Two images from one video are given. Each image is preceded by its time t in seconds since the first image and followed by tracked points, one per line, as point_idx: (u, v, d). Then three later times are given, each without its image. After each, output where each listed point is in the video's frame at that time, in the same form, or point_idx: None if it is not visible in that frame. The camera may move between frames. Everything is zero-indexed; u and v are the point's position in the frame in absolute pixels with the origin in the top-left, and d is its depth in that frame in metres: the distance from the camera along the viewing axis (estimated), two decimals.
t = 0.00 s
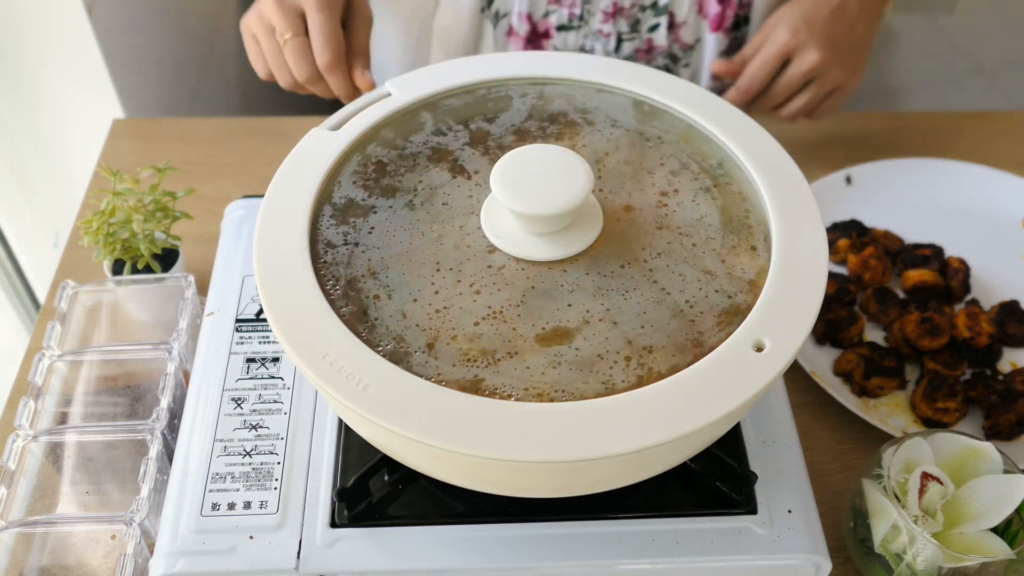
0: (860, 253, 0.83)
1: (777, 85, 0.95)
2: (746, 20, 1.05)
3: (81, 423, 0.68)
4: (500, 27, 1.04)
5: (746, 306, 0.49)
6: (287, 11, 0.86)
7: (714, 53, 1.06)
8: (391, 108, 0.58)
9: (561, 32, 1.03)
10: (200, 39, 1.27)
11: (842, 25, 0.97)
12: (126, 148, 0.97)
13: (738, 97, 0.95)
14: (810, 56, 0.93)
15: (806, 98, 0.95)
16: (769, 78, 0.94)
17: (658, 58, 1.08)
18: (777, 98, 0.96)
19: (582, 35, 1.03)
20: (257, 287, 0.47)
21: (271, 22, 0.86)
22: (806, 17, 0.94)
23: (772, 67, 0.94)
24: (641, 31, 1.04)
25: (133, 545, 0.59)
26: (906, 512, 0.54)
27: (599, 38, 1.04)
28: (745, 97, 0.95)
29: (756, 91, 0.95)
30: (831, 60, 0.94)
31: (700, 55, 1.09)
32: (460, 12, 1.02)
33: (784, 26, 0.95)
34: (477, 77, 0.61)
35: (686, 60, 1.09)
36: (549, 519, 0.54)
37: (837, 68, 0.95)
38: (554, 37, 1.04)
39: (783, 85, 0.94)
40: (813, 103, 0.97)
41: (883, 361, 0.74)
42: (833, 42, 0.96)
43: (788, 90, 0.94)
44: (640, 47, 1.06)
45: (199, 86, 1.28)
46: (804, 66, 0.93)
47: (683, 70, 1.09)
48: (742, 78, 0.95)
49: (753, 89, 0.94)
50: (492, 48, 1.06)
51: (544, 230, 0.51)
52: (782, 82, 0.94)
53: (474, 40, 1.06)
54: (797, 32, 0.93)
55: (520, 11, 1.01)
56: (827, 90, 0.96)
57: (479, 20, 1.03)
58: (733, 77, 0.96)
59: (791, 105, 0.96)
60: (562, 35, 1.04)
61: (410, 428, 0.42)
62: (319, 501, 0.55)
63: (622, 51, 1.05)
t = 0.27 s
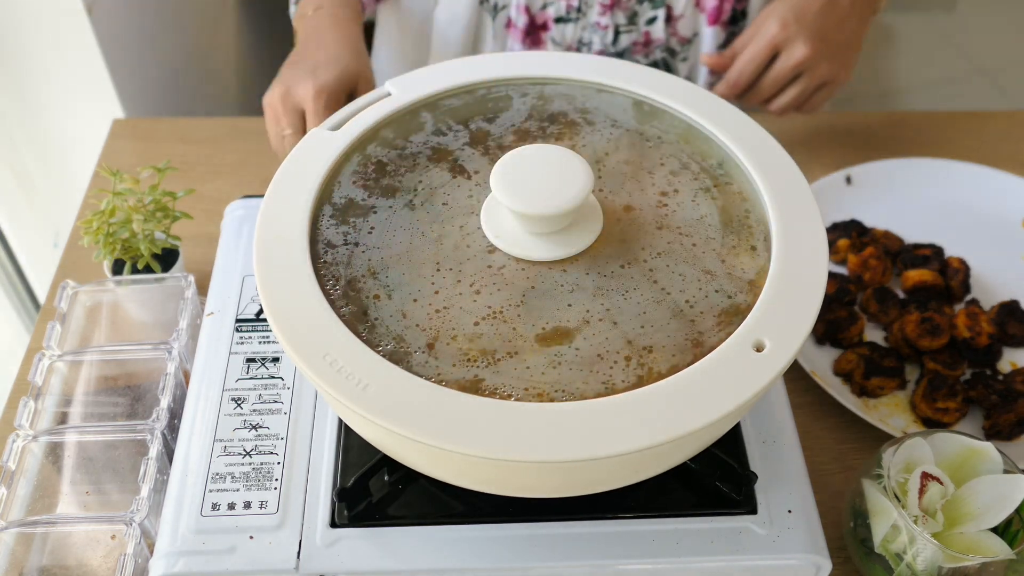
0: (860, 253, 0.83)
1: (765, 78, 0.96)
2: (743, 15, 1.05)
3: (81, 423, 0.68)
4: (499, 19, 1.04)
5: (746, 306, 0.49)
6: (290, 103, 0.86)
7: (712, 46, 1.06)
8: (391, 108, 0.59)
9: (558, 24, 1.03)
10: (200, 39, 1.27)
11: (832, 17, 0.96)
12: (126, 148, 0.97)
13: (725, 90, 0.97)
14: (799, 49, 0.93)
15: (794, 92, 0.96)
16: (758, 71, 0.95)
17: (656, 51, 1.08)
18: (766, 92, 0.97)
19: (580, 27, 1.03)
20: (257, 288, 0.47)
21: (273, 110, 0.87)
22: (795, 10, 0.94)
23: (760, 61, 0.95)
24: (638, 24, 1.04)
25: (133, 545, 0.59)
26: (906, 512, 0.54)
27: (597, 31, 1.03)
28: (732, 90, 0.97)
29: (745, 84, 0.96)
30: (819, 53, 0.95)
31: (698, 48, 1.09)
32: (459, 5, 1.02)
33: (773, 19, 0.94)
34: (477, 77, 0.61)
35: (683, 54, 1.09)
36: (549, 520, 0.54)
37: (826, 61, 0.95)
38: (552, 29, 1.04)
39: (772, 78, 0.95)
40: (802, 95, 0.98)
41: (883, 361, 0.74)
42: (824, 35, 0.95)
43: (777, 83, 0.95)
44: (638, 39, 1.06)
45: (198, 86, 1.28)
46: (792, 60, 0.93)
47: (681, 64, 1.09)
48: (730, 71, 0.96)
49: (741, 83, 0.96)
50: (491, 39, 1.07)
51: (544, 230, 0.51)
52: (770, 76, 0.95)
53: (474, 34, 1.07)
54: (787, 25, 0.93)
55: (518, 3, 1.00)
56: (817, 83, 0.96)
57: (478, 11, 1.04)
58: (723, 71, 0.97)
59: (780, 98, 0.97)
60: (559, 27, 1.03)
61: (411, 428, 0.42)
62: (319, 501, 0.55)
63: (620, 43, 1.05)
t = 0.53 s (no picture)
0: (860, 253, 0.83)
1: (766, 74, 0.96)
2: (744, 11, 1.05)
3: (81, 423, 0.68)
4: (500, 14, 1.04)
5: (746, 306, 0.49)
6: (277, 112, 0.86)
7: (712, 42, 1.06)
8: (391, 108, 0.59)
9: (559, 20, 1.03)
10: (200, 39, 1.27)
11: (831, 11, 0.97)
12: (126, 148, 0.97)
13: (726, 85, 0.96)
14: (799, 45, 0.93)
15: (794, 87, 0.97)
16: (758, 66, 0.95)
17: (656, 47, 1.08)
18: (766, 87, 0.97)
19: (580, 23, 1.03)
20: (257, 287, 0.47)
21: (259, 114, 0.87)
22: (795, 4, 0.94)
23: (760, 56, 0.95)
24: (638, 20, 1.04)
25: (133, 545, 0.59)
26: (906, 512, 0.54)
27: (597, 27, 1.03)
28: (733, 86, 0.96)
29: (745, 79, 0.96)
30: (819, 48, 0.95)
31: (699, 45, 1.09)
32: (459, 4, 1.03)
33: (772, 14, 0.95)
34: (477, 77, 0.61)
35: (684, 51, 1.09)
36: (550, 519, 0.54)
37: (825, 56, 0.96)
38: (552, 25, 1.04)
39: (772, 73, 0.96)
40: (802, 90, 0.98)
41: (883, 361, 0.74)
42: (823, 29, 0.96)
43: (776, 78, 0.96)
44: (638, 36, 1.06)
45: (198, 86, 1.28)
46: (792, 56, 0.93)
47: (681, 60, 1.09)
48: (731, 66, 0.96)
49: (741, 78, 0.96)
50: (492, 35, 1.07)
51: (544, 230, 0.51)
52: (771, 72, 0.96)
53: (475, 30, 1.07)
54: (786, 19, 0.93)
55: None
56: (816, 79, 0.97)
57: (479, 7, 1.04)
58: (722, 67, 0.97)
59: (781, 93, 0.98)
60: (560, 23, 1.03)
61: (410, 428, 0.42)
62: (319, 501, 0.55)
63: (620, 39, 1.05)
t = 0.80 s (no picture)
0: (860, 253, 0.83)
1: (766, 73, 0.96)
2: (744, 11, 1.06)
3: (81, 423, 0.68)
4: (500, 14, 1.04)
5: (746, 306, 0.49)
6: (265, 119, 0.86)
7: (713, 42, 1.06)
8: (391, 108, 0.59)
9: (559, 21, 1.03)
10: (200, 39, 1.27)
11: (832, 9, 0.97)
12: (126, 148, 0.97)
13: (727, 84, 0.96)
14: (800, 43, 0.94)
15: (794, 86, 0.98)
16: (758, 64, 0.95)
17: (656, 48, 1.08)
18: (765, 86, 0.97)
19: (580, 24, 1.03)
20: (257, 287, 0.47)
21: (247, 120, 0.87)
22: (795, 2, 0.94)
23: (761, 54, 0.95)
24: (639, 21, 1.04)
25: (133, 545, 0.59)
26: (906, 512, 0.54)
27: (597, 27, 1.04)
28: (734, 84, 0.97)
29: (745, 77, 0.96)
30: (819, 46, 0.95)
31: (699, 45, 1.09)
32: (459, 3, 1.02)
33: (773, 12, 0.95)
34: (477, 77, 0.61)
35: (684, 51, 1.09)
36: (550, 520, 0.54)
37: (825, 54, 0.96)
38: (552, 25, 1.04)
39: (772, 72, 0.96)
40: (802, 88, 0.99)
41: (883, 361, 0.74)
42: (824, 28, 0.96)
43: (777, 76, 0.96)
44: (638, 36, 1.06)
45: (198, 86, 1.28)
46: (793, 55, 0.94)
47: (682, 60, 1.09)
48: (731, 65, 0.96)
49: (741, 76, 0.96)
50: (491, 35, 1.07)
51: (544, 230, 0.51)
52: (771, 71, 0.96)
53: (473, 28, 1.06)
54: (786, 18, 0.93)
55: None
56: (816, 78, 0.98)
57: (478, 8, 1.04)
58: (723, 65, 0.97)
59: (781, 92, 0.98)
60: (560, 24, 1.03)
61: (410, 428, 0.42)
62: (319, 501, 0.55)
63: (621, 40, 1.05)
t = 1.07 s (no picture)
0: (860, 253, 0.83)
1: (766, 74, 0.97)
2: (743, 12, 1.06)
3: (81, 423, 0.68)
4: (499, 16, 1.04)
5: (746, 306, 0.49)
6: (275, 106, 0.87)
7: (713, 43, 1.06)
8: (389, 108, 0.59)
9: (559, 23, 1.03)
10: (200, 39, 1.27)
11: (832, 10, 0.97)
12: (126, 148, 0.97)
13: (727, 85, 0.97)
14: (800, 44, 0.94)
15: (795, 87, 0.98)
16: (759, 65, 0.96)
17: (656, 50, 1.08)
18: (766, 86, 0.98)
19: (580, 26, 1.03)
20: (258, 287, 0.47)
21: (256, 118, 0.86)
22: (796, 3, 0.94)
23: (761, 55, 0.95)
24: (639, 23, 1.04)
25: (133, 545, 0.59)
26: (906, 512, 0.54)
27: (597, 29, 1.04)
28: (733, 85, 0.97)
29: (745, 78, 0.96)
30: (819, 47, 0.95)
31: (699, 47, 1.09)
32: (459, 5, 1.02)
33: (773, 13, 0.95)
34: (477, 77, 0.61)
35: (684, 52, 1.09)
36: (550, 519, 0.54)
37: (826, 55, 0.96)
38: (552, 28, 1.03)
39: (772, 73, 0.96)
40: (803, 89, 0.99)
41: (883, 361, 0.74)
42: (824, 29, 0.96)
43: (777, 77, 0.96)
44: (638, 38, 1.06)
45: (198, 86, 1.28)
46: (793, 56, 0.94)
47: (681, 62, 1.09)
48: (731, 65, 0.96)
49: (742, 77, 0.96)
50: (491, 36, 1.06)
51: (544, 230, 0.51)
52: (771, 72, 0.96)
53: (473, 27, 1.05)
54: (787, 18, 0.93)
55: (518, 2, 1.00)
56: (817, 79, 0.98)
57: (478, 10, 1.04)
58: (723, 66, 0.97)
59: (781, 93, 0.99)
60: (560, 27, 1.03)
61: (410, 428, 0.42)
62: (319, 501, 0.55)
63: (621, 42, 1.05)
